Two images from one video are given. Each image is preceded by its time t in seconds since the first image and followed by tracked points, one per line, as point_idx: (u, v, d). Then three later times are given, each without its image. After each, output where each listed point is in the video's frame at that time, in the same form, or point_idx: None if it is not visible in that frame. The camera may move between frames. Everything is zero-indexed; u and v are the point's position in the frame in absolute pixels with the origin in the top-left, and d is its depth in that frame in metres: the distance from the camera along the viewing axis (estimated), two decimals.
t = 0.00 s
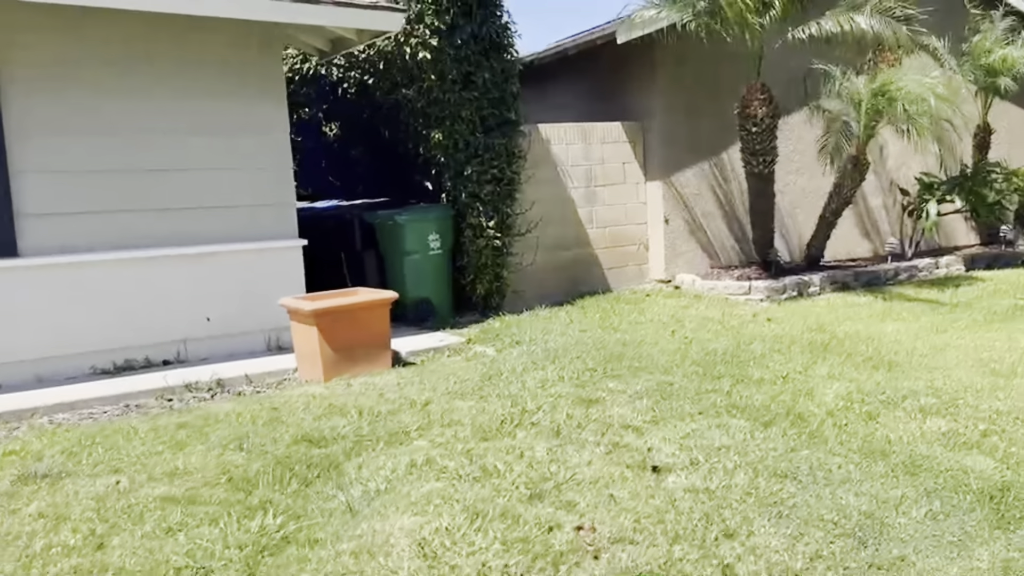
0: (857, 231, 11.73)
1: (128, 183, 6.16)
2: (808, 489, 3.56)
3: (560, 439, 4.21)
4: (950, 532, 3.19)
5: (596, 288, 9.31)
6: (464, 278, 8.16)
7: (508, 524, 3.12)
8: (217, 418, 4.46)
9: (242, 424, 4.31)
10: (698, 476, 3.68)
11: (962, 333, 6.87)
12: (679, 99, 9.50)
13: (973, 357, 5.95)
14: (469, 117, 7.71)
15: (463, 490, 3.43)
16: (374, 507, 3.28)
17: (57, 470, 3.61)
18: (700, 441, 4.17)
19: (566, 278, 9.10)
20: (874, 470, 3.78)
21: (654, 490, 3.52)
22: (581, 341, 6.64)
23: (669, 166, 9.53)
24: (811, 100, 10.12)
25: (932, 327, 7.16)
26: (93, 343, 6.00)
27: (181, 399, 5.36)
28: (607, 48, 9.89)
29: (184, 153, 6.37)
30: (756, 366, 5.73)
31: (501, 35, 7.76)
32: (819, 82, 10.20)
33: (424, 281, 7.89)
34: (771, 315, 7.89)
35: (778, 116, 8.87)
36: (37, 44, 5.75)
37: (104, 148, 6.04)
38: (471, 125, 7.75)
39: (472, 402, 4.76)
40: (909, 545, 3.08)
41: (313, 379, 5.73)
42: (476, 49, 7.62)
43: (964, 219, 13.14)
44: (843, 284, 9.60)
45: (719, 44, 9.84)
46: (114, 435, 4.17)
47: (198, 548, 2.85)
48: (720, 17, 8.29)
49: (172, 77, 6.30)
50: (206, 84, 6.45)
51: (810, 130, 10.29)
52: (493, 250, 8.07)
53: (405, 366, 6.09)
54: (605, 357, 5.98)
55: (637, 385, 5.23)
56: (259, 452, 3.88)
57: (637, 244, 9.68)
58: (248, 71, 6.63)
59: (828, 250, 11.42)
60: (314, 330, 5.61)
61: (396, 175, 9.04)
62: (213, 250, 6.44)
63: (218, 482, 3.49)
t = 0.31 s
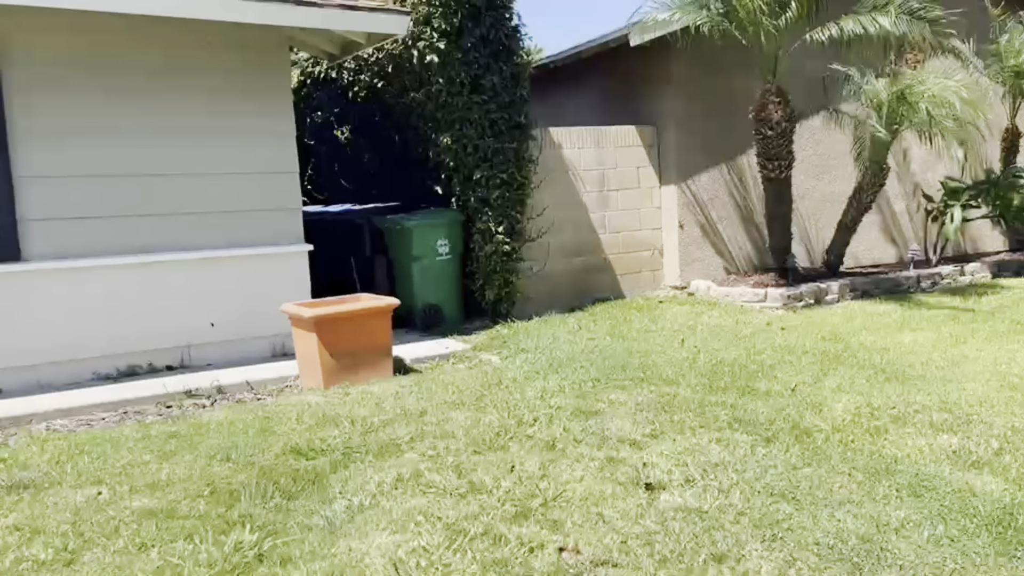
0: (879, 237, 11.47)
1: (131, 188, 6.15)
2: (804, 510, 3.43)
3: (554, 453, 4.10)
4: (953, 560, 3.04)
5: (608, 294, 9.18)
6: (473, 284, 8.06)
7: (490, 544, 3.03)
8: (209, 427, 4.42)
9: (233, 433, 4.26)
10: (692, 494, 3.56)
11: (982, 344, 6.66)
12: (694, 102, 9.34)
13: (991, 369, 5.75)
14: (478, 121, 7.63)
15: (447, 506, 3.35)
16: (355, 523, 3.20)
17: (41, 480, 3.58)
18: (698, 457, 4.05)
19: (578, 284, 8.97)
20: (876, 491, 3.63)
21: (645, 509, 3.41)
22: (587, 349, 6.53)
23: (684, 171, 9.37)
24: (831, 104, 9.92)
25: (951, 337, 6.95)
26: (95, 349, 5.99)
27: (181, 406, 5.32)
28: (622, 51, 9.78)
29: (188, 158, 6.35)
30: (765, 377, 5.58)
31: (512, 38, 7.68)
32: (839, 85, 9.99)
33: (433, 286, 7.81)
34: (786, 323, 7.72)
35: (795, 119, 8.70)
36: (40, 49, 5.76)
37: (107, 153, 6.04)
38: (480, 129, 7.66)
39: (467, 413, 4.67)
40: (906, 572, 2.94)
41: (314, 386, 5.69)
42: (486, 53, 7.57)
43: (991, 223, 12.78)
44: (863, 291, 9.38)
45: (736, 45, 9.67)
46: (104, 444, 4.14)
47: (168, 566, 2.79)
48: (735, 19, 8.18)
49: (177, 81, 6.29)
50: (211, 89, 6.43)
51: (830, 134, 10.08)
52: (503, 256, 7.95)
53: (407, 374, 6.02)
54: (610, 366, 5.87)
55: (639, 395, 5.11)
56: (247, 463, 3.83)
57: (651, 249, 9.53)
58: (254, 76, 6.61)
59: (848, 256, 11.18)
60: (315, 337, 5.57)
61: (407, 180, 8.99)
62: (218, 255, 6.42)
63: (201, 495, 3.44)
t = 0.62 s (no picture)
0: (911, 242, 11.19)
1: (145, 191, 6.19)
2: (808, 531, 3.30)
3: (555, 465, 4.02)
4: None
5: (628, 299, 9.05)
6: (490, 288, 8.00)
7: (476, 562, 2.95)
8: (211, 433, 4.41)
9: (233, 440, 4.24)
10: (692, 512, 3.45)
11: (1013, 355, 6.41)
12: (718, 104, 9.19)
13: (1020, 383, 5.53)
14: (494, 124, 7.57)
15: (438, 520, 3.28)
16: (343, 536, 3.15)
17: (37, 485, 3.59)
18: (702, 472, 3.93)
19: (597, 289, 8.86)
20: (886, 512, 3.49)
21: (641, 526, 3.31)
22: (601, 356, 6.42)
23: (708, 174, 9.22)
24: (859, 106, 9.71)
25: (980, 348, 6.71)
26: (109, 351, 6.05)
27: (189, 409, 5.34)
28: (644, 52, 9.65)
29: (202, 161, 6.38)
30: (781, 388, 5.43)
31: (529, 40, 7.61)
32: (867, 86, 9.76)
33: (450, 290, 7.76)
34: (808, 331, 7.53)
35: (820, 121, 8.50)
36: (56, 53, 5.82)
37: (121, 157, 6.08)
38: (497, 132, 7.60)
39: (471, 422, 4.60)
40: None
41: (323, 391, 5.66)
42: (503, 55, 7.51)
43: None
44: (891, 298, 9.13)
45: (762, 46, 9.49)
46: (104, 448, 4.14)
47: None
48: (758, 21, 8.02)
49: (193, 83, 6.33)
50: (226, 92, 6.45)
51: (859, 137, 9.85)
52: (519, 260, 7.86)
53: (417, 381, 5.97)
54: (622, 375, 5.75)
55: (648, 406, 4.99)
56: (244, 470, 3.81)
57: (673, 254, 9.38)
58: (269, 78, 6.63)
59: (878, 262, 10.90)
60: (323, 341, 5.55)
61: (427, 182, 8.97)
62: (231, 257, 6.43)
63: (193, 503, 3.42)
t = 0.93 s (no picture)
0: (943, 246, 10.90)
1: (161, 191, 6.26)
2: (807, 543, 3.20)
3: (553, 470, 3.96)
4: None
5: (648, 302, 8.95)
6: (507, 289, 7.96)
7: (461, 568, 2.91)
8: (214, 432, 4.43)
9: (234, 439, 4.25)
10: (688, 521, 3.38)
11: None
12: (742, 104, 9.05)
13: None
14: (511, 124, 7.53)
15: (427, 524, 3.24)
16: (330, 538, 3.13)
17: (37, 481, 3.63)
18: (704, 480, 3.84)
19: (616, 291, 8.78)
20: (891, 525, 3.37)
21: (634, 535, 3.24)
22: (614, 359, 6.34)
23: (732, 175, 9.08)
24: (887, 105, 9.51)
25: (1007, 355, 6.50)
26: (124, 349, 6.12)
27: (199, 407, 5.38)
28: (666, 52, 9.55)
29: (218, 161, 6.43)
30: (794, 394, 5.31)
31: (546, 39, 7.55)
32: (895, 85, 9.56)
33: (466, 291, 7.72)
34: (830, 336, 7.37)
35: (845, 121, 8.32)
36: (75, 55, 5.91)
37: (138, 157, 6.16)
38: (514, 132, 7.55)
39: (473, 425, 4.56)
40: None
41: (332, 391, 5.66)
42: (520, 55, 7.47)
43: None
44: (920, 303, 8.89)
45: (787, 45, 9.33)
46: (108, 446, 4.18)
47: None
48: (780, 19, 7.89)
49: (209, 84, 6.38)
50: (242, 92, 6.49)
51: (887, 137, 9.63)
52: (536, 261, 7.79)
53: (426, 382, 5.94)
54: (632, 379, 5.67)
55: (655, 411, 4.91)
56: (241, 469, 3.81)
57: (694, 256, 9.26)
58: (284, 79, 6.66)
59: (906, 266, 10.65)
60: (332, 341, 5.55)
61: (447, 183, 8.97)
62: (245, 257, 6.46)
63: (185, 503, 3.42)
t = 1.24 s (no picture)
0: (971, 254, 10.64)
1: (172, 195, 6.33)
2: (796, 564, 3.12)
3: (545, 482, 3.91)
4: None
5: (664, 309, 8.85)
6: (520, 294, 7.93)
7: None
8: (213, 437, 4.45)
9: (230, 444, 4.27)
10: (676, 538, 3.31)
11: None
12: (762, 108, 8.92)
13: None
14: (523, 129, 7.50)
15: (410, 536, 3.21)
16: (311, 549, 3.12)
17: (31, 484, 3.67)
18: (697, 495, 3.77)
19: (632, 298, 8.70)
20: (885, 546, 3.27)
21: (618, 551, 3.18)
22: (621, 368, 6.27)
23: (751, 181, 8.95)
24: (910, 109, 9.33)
25: None
26: (135, 351, 6.18)
27: (205, 411, 5.41)
28: (685, 55, 9.45)
29: (229, 165, 6.48)
30: (802, 407, 5.20)
31: (560, 43, 7.51)
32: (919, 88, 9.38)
33: (478, 297, 7.70)
34: (847, 346, 7.22)
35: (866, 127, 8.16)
36: (89, 61, 6.00)
37: (150, 161, 6.23)
38: (527, 137, 7.53)
39: (470, 434, 4.53)
40: None
41: (337, 396, 5.67)
42: (532, 59, 7.43)
43: None
44: (944, 314, 8.68)
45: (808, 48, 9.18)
46: (107, 449, 4.22)
47: None
48: (799, 24, 7.76)
49: (222, 89, 6.44)
50: (253, 96, 6.54)
51: (912, 142, 9.43)
52: (548, 267, 7.74)
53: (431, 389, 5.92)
54: (637, 388, 5.60)
55: (657, 422, 4.84)
56: (233, 476, 3.82)
57: (713, 263, 9.14)
58: (295, 84, 6.69)
59: (931, 274, 10.41)
60: (336, 346, 5.56)
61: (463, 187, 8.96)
62: (256, 261, 6.50)
63: (173, 509, 3.43)
